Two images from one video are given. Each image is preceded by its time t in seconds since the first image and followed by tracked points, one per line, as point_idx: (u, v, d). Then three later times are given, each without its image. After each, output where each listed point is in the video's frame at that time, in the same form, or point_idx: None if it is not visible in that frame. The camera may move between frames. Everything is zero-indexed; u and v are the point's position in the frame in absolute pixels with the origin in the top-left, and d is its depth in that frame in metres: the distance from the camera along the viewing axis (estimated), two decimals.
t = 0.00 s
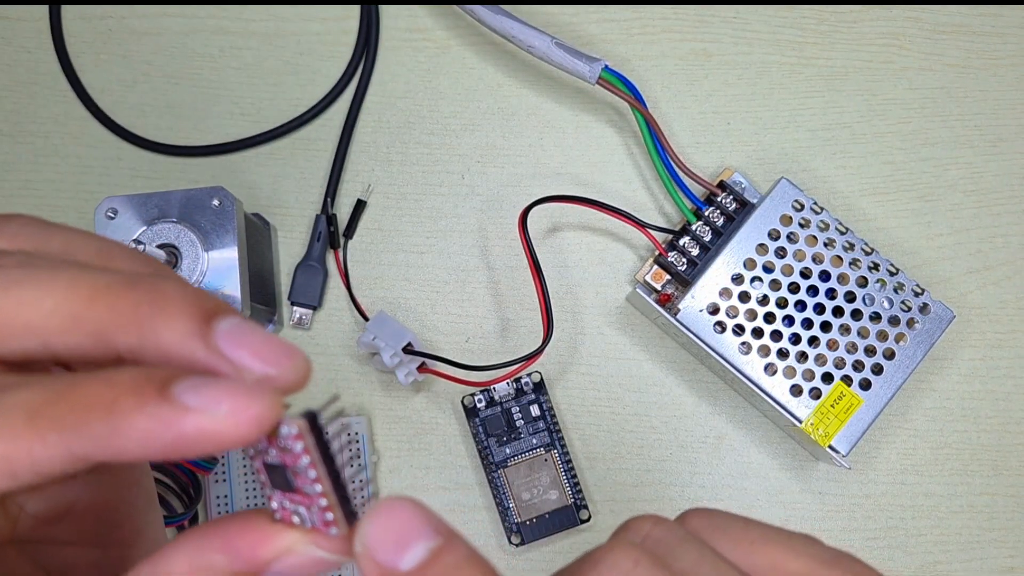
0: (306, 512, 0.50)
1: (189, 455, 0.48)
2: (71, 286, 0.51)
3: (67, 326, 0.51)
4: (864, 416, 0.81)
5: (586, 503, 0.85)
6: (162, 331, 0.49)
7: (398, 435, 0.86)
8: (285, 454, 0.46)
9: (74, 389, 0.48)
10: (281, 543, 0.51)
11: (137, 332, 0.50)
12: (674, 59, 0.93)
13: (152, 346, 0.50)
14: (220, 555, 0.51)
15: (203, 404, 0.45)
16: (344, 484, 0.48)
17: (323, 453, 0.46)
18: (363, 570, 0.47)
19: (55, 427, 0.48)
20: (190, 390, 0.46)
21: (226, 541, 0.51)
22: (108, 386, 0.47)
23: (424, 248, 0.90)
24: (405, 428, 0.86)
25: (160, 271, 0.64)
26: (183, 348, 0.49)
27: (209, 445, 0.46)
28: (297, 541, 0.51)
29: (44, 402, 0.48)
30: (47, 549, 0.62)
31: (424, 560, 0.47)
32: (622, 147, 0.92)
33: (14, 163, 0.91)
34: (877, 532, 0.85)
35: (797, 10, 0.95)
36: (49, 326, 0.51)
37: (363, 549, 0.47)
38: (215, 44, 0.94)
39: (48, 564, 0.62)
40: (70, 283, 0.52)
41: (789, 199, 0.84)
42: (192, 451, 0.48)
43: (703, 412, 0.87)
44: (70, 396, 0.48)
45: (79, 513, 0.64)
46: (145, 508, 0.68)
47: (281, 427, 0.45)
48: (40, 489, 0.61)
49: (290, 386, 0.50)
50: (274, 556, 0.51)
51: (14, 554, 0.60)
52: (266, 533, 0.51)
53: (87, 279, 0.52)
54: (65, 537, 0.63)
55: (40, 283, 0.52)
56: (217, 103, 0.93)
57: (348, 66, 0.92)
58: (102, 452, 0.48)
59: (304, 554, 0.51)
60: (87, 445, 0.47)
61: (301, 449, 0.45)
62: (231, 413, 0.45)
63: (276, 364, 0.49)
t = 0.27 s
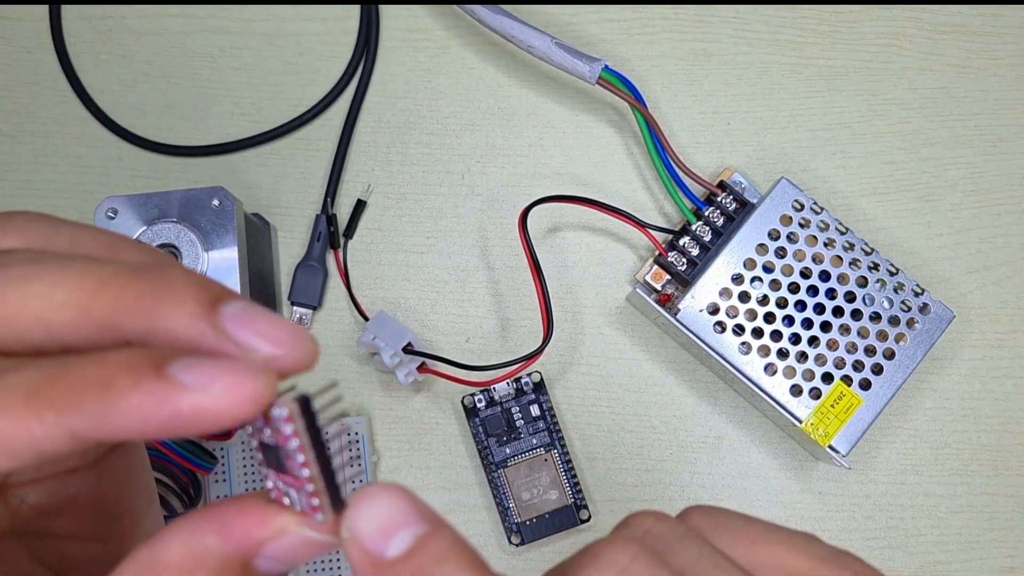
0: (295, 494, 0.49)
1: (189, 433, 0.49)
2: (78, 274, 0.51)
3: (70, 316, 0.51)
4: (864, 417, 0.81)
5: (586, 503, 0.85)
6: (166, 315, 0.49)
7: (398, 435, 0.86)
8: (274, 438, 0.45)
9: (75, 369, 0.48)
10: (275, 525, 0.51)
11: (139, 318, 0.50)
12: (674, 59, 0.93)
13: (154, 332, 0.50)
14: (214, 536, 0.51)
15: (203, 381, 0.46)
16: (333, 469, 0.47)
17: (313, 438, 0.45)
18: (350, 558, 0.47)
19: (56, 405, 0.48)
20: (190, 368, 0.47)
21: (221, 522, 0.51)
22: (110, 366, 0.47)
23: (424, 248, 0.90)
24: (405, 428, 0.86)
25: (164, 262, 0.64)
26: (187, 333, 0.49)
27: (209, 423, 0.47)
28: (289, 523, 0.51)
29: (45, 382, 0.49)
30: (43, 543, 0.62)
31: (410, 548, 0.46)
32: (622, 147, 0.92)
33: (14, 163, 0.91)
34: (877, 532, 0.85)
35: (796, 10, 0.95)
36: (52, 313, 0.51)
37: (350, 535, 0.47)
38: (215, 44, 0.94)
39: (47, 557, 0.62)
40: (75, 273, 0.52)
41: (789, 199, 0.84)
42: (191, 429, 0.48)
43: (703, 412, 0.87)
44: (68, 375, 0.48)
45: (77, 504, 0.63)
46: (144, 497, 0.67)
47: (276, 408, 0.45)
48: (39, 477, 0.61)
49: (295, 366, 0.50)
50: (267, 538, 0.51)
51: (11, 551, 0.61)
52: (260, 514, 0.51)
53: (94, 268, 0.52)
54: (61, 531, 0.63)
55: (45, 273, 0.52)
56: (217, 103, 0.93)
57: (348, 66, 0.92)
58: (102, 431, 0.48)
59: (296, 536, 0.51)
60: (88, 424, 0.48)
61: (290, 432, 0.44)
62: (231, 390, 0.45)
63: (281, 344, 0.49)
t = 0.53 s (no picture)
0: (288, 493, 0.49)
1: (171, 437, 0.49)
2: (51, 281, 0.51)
3: (45, 320, 0.51)
4: (865, 417, 0.81)
5: (586, 503, 0.85)
6: (142, 322, 0.49)
7: (398, 435, 0.86)
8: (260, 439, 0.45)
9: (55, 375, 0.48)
10: (273, 531, 0.51)
11: (112, 326, 0.50)
12: (674, 60, 0.93)
13: (130, 338, 0.50)
14: (214, 544, 0.51)
15: (183, 387, 0.46)
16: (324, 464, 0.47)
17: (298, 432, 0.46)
18: (348, 555, 0.47)
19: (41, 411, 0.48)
20: (170, 373, 0.47)
21: (218, 530, 0.51)
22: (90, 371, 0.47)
23: (424, 248, 0.90)
24: (405, 428, 0.86)
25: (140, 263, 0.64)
26: (164, 340, 0.49)
27: (190, 428, 0.47)
28: (288, 527, 0.50)
29: (27, 387, 0.49)
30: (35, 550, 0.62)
31: (408, 545, 0.46)
32: (622, 147, 0.92)
33: (13, 163, 0.91)
34: (877, 532, 0.85)
35: (796, 10, 0.95)
36: (31, 321, 0.51)
37: (346, 531, 0.46)
38: (215, 44, 0.94)
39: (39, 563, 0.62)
40: (48, 277, 0.51)
41: (789, 199, 0.84)
42: (174, 432, 0.49)
43: (703, 412, 0.87)
44: (48, 382, 0.49)
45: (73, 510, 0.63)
46: (137, 498, 0.67)
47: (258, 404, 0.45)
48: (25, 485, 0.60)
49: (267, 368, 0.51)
50: (267, 544, 0.51)
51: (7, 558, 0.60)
52: (257, 520, 0.51)
53: (67, 272, 0.51)
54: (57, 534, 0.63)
55: (16, 276, 0.51)
56: (217, 103, 0.93)
57: (348, 67, 0.92)
58: (86, 435, 0.48)
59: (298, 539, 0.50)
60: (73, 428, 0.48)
61: (273, 428, 0.45)
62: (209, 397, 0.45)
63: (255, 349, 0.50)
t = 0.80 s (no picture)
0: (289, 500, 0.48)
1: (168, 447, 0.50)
2: (26, 294, 0.50)
3: (26, 332, 0.50)
4: (865, 416, 0.81)
5: (586, 503, 0.85)
6: (127, 336, 0.49)
7: (398, 435, 0.86)
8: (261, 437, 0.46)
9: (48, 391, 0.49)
10: (274, 543, 0.51)
11: (101, 336, 0.50)
12: (674, 60, 0.93)
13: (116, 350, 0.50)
14: (215, 558, 0.52)
15: (176, 400, 0.46)
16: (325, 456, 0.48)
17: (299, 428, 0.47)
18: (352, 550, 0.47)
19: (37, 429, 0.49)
20: (163, 385, 0.47)
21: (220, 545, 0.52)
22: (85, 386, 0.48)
23: (424, 248, 0.90)
24: (405, 428, 0.86)
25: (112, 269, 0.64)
26: (149, 352, 0.49)
27: (186, 440, 0.48)
28: (289, 539, 0.51)
29: (18, 405, 0.49)
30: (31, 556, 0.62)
31: (412, 538, 0.46)
32: (622, 147, 0.92)
33: (13, 163, 0.91)
34: (877, 532, 0.85)
35: (796, 10, 0.95)
36: (12, 334, 0.50)
37: (350, 523, 0.46)
38: (215, 44, 0.94)
39: (33, 569, 0.62)
40: (24, 289, 0.50)
41: (789, 199, 0.84)
42: (172, 442, 0.49)
43: (703, 412, 0.87)
44: (42, 397, 0.49)
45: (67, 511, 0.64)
46: (131, 498, 0.67)
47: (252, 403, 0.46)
48: (19, 497, 0.61)
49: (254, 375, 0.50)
50: (270, 556, 0.52)
51: None
52: (256, 533, 0.51)
53: (43, 284, 0.51)
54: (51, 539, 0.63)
55: None
56: (217, 103, 0.93)
57: (348, 67, 0.92)
58: (86, 449, 0.49)
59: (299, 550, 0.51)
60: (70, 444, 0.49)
61: (271, 423, 0.46)
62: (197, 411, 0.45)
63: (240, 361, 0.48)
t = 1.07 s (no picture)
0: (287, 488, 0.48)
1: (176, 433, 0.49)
2: (51, 280, 0.51)
3: (46, 321, 0.51)
4: (865, 416, 0.81)
5: (586, 503, 0.85)
6: (148, 322, 0.50)
7: (398, 435, 0.86)
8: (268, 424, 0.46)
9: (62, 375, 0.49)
10: (272, 538, 0.51)
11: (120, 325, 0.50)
12: (674, 60, 0.93)
13: (130, 339, 0.50)
14: (213, 553, 0.51)
15: (183, 381, 0.46)
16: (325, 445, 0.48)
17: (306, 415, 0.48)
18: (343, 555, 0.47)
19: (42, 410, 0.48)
20: (174, 367, 0.47)
21: (217, 539, 0.51)
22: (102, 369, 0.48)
23: (424, 249, 0.90)
24: (404, 428, 0.86)
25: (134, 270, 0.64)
26: (163, 342, 0.50)
27: (191, 424, 0.47)
28: (286, 536, 0.50)
29: (33, 392, 0.49)
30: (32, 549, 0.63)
31: (403, 544, 0.47)
32: (622, 147, 0.92)
33: (13, 163, 0.91)
34: (877, 533, 0.85)
35: (796, 10, 0.95)
36: (30, 322, 0.51)
37: (339, 529, 0.47)
38: (215, 44, 0.94)
39: (39, 561, 0.63)
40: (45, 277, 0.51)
41: (789, 199, 0.84)
42: (179, 429, 0.49)
43: (703, 411, 0.87)
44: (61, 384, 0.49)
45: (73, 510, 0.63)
46: (140, 501, 0.67)
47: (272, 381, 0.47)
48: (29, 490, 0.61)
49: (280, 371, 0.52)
50: (266, 551, 0.51)
51: None
52: (253, 528, 0.51)
53: (65, 272, 0.52)
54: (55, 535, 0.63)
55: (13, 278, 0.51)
56: (217, 103, 0.93)
57: (348, 66, 0.92)
58: (90, 435, 0.48)
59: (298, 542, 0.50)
60: (72, 429, 0.48)
61: (279, 408, 0.46)
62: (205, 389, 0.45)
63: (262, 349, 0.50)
